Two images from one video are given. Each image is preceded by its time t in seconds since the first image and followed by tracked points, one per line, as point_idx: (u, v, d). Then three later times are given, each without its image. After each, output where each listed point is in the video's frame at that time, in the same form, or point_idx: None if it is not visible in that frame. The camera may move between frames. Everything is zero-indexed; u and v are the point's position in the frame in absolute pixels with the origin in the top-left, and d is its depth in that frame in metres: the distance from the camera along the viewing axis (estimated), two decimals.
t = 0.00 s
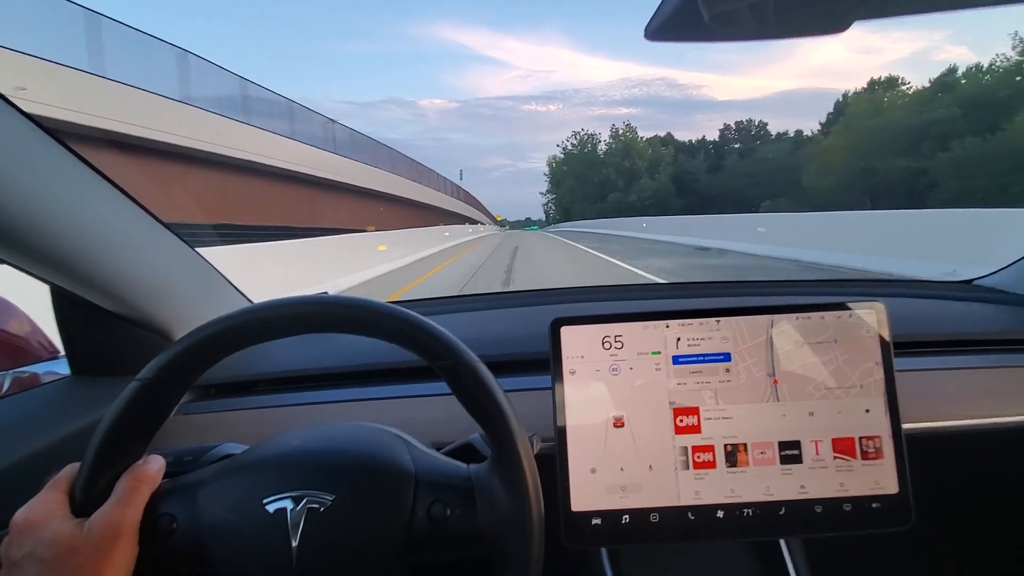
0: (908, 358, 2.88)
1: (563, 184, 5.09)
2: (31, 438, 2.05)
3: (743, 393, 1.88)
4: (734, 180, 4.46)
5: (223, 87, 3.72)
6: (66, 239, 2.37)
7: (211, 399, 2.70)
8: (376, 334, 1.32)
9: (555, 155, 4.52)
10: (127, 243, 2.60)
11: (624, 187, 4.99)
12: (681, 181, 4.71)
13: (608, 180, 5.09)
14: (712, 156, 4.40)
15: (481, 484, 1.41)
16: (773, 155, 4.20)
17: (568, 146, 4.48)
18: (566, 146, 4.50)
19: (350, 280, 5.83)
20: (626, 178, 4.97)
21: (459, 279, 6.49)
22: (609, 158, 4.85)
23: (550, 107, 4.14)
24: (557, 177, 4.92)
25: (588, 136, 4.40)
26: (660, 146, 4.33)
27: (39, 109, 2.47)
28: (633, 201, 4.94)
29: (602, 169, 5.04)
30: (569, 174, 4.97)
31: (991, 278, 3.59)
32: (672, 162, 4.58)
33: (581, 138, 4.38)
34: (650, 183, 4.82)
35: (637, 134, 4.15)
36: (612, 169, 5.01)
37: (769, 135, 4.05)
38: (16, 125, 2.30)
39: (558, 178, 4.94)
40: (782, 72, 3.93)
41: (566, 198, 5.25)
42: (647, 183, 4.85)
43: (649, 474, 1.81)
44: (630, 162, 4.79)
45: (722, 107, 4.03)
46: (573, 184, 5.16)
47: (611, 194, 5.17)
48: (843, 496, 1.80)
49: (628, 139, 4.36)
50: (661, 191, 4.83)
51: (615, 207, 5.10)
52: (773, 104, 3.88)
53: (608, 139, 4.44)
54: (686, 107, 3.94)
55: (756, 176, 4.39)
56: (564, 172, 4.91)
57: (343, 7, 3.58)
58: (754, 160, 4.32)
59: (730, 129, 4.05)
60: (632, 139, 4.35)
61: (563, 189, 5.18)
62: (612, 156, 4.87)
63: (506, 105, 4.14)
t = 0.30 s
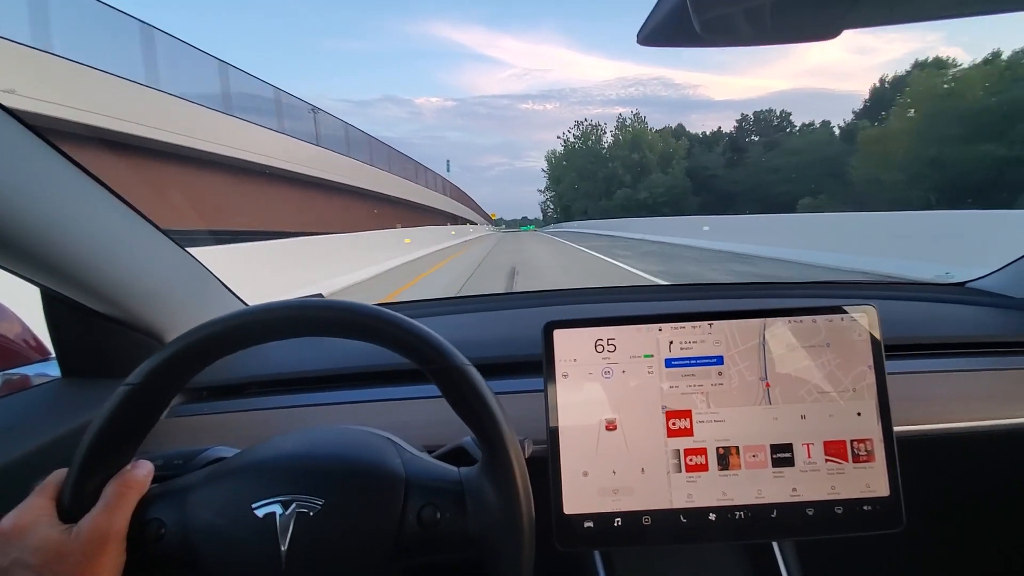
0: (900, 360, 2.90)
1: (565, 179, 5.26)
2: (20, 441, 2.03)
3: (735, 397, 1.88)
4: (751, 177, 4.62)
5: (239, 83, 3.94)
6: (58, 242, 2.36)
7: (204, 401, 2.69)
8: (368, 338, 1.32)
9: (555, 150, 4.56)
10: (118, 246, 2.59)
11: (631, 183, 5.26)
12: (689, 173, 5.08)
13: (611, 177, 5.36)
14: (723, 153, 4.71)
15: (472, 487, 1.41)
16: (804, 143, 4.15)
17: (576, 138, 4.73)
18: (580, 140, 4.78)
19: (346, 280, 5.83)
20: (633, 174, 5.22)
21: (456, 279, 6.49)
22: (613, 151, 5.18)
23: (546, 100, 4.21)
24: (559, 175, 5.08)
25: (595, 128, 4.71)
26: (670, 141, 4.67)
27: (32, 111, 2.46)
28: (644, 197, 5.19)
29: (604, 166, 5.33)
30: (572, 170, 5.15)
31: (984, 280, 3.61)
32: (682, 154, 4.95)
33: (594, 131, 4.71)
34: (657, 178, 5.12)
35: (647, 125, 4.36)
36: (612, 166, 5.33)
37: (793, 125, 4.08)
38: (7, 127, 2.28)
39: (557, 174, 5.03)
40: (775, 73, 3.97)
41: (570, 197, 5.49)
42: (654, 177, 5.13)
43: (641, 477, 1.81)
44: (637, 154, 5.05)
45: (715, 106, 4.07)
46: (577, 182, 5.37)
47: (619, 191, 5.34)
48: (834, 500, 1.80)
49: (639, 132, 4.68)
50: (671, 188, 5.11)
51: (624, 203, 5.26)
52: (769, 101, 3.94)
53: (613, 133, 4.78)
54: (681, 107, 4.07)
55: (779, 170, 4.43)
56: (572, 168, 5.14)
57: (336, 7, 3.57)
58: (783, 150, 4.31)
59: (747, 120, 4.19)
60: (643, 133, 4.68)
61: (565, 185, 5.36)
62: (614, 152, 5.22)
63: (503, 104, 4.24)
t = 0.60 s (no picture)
0: (898, 360, 2.90)
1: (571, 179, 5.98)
2: (15, 440, 2.00)
3: (735, 397, 1.88)
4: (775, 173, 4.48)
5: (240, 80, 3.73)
6: (52, 238, 2.34)
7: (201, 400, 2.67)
8: (366, 337, 1.31)
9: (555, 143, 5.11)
10: (113, 243, 2.57)
11: (644, 177, 5.76)
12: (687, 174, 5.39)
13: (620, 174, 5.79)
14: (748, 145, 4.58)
15: (472, 488, 1.40)
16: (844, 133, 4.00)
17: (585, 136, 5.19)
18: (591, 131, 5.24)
19: (343, 279, 5.81)
20: (646, 168, 5.74)
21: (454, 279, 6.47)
22: (625, 142, 5.55)
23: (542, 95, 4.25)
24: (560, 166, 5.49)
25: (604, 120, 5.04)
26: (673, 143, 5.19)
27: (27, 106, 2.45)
28: (659, 191, 5.60)
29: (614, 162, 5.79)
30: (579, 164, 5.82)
31: (982, 281, 3.62)
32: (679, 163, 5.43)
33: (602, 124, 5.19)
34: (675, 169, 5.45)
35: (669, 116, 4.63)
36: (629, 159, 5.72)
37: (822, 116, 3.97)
38: None
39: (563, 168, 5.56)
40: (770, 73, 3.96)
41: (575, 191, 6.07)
42: (660, 177, 5.63)
43: (641, 476, 1.80)
44: (643, 146, 5.50)
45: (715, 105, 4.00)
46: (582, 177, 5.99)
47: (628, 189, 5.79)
48: (834, 500, 1.80)
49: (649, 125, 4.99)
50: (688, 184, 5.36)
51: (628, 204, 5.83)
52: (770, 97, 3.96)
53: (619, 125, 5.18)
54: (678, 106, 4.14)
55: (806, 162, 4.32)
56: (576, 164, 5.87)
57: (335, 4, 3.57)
58: (810, 142, 4.18)
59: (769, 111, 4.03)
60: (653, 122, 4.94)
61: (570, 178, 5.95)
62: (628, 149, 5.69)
63: (501, 102, 4.30)
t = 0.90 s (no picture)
0: (894, 367, 2.92)
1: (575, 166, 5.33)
2: (18, 440, 2.02)
3: (731, 404, 1.90)
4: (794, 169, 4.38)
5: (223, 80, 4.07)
6: (53, 238, 2.36)
7: (201, 402, 2.68)
8: (368, 342, 1.33)
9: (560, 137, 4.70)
10: (116, 244, 2.58)
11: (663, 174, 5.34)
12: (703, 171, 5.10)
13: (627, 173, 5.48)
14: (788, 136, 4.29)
15: (472, 493, 1.42)
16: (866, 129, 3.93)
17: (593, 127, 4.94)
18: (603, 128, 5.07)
19: (343, 281, 5.83)
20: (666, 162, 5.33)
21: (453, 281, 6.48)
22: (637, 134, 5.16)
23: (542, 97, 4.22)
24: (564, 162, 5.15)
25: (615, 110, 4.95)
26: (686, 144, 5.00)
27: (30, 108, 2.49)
28: (682, 187, 5.20)
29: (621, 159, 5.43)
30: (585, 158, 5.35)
31: (978, 287, 3.64)
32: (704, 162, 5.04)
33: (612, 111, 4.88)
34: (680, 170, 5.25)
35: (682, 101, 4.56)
36: (628, 158, 5.40)
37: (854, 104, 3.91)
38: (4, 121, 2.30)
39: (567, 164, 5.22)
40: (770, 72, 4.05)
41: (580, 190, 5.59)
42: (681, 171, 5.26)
43: (638, 482, 1.82)
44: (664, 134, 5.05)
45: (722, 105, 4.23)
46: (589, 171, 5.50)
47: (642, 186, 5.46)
48: (828, 506, 1.82)
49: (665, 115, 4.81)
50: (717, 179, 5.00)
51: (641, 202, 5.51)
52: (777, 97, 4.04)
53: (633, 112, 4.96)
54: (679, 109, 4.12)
55: (830, 163, 4.16)
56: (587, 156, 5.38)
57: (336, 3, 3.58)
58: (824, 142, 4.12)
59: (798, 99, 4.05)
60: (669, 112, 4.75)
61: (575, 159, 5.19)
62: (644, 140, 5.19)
63: (501, 102, 4.26)
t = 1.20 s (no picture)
0: (896, 364, 2.90)
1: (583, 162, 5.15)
2: (8, 432, 1.99)
3: (732, 397, 1.87)
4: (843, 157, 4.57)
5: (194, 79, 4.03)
6: (48, 229, 2.33)
7: (195, 397, 2.66)
8: (359, 331, 1.30)
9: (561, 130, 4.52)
10: (111, 236, 2.56)
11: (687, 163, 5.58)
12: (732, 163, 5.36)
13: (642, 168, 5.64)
14: (832, 120, 4.62)
15: (467, 485, 1.39)
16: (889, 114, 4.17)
17: (608, 115, 4.92)
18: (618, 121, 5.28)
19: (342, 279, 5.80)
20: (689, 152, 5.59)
21: (453, 279, 6.46)
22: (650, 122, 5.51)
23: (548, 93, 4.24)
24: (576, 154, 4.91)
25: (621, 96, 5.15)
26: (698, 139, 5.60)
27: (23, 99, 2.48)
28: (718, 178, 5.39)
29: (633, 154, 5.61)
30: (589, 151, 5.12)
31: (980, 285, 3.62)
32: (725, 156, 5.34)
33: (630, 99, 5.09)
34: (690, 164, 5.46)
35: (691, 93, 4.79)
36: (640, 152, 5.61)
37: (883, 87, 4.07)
38: None
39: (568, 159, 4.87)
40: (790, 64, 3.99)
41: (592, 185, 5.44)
42: (709, 162, 5.51)
43: (637, 476, 1.79)
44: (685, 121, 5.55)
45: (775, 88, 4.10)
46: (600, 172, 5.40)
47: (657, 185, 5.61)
48: (830, 501, 1.79)
49: (690, 94, 5.14)
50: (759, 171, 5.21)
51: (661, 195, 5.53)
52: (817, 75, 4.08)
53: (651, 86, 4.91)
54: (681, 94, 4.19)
55: (864, 152, 4.38)
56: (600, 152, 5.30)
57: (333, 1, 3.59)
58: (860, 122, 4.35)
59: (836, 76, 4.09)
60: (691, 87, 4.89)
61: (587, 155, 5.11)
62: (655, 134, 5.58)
63: (499, 100, 4.19)
